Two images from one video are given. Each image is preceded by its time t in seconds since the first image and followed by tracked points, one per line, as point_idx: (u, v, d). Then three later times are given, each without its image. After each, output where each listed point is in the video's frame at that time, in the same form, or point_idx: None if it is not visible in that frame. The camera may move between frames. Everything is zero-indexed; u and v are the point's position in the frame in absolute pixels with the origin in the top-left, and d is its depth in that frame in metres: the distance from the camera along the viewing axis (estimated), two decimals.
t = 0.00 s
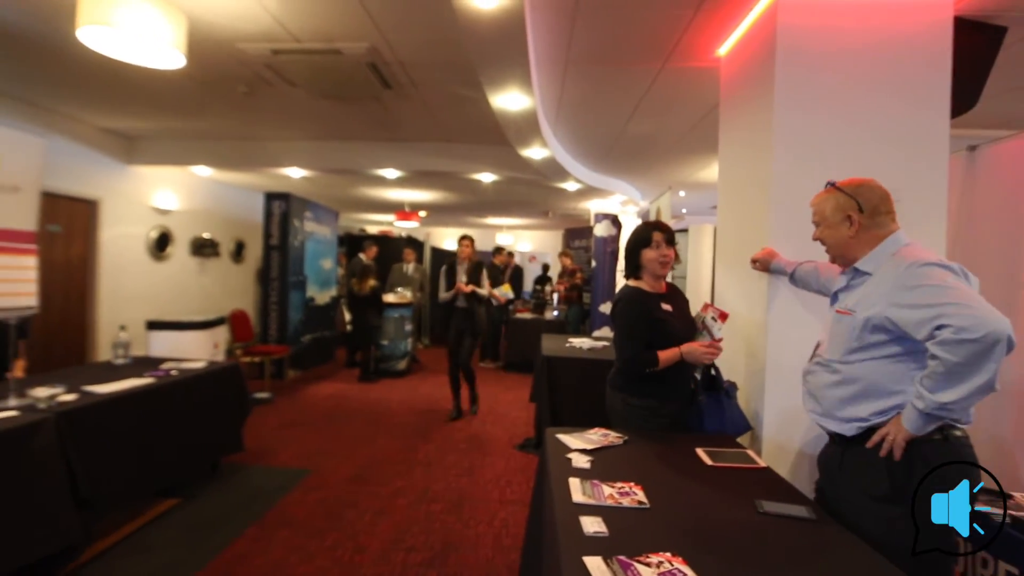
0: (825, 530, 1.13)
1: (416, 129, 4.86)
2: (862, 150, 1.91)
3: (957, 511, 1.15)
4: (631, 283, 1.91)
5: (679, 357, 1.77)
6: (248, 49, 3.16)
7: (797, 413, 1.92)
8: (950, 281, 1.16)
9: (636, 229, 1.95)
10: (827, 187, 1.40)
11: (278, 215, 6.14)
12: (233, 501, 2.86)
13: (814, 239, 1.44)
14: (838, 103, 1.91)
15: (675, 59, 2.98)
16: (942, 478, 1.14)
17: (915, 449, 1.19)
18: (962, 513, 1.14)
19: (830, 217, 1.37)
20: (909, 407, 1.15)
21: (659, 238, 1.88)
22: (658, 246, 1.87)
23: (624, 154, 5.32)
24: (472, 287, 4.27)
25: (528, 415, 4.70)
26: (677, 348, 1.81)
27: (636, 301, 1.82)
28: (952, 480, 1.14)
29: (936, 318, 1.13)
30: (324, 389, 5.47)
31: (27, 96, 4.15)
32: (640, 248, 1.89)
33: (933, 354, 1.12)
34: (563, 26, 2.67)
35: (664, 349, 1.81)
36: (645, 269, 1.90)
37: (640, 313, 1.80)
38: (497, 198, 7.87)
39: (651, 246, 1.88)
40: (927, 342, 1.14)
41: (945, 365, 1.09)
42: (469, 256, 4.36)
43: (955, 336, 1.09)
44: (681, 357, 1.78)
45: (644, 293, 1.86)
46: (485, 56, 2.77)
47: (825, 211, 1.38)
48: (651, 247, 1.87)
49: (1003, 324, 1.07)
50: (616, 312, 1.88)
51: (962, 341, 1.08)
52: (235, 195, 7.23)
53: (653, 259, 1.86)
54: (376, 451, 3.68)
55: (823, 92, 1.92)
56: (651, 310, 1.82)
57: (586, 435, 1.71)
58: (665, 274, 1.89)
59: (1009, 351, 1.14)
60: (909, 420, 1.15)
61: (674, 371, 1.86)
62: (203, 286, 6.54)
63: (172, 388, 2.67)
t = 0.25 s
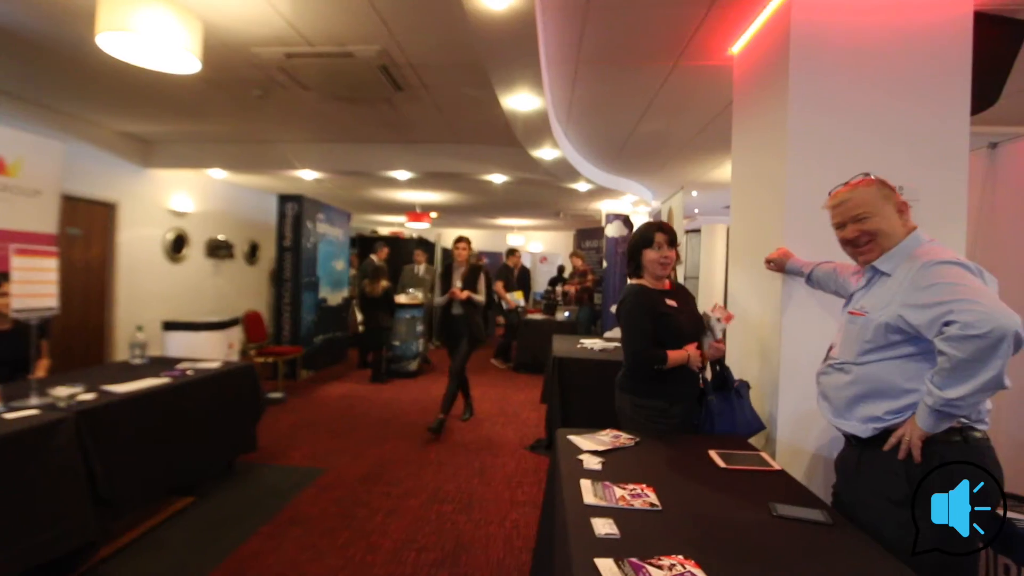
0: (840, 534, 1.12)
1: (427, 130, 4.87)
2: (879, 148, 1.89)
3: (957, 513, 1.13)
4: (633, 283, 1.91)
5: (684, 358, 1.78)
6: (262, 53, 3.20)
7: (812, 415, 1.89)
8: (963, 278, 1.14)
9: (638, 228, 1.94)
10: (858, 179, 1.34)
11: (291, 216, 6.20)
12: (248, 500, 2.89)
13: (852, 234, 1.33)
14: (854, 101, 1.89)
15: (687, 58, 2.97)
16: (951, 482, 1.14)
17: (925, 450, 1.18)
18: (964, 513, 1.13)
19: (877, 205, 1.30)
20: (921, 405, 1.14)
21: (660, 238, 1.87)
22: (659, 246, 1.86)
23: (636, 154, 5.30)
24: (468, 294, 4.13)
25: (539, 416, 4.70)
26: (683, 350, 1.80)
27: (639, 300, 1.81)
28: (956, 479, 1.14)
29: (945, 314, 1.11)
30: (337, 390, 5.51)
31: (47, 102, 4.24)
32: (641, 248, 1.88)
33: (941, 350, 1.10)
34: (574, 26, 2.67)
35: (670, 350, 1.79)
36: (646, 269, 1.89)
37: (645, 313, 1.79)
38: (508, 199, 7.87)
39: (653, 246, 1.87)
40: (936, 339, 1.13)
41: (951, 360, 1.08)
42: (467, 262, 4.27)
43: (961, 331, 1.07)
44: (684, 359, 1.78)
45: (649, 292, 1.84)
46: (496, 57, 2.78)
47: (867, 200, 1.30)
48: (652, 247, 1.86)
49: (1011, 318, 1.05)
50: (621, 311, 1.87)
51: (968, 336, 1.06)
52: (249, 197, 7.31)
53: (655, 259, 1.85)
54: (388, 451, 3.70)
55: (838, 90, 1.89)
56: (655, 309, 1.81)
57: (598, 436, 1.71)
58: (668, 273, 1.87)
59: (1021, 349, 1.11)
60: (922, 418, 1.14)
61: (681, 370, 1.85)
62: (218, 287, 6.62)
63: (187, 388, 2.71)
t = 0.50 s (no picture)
0: (852, 537, 1.11)
1: (436, 131, 4.88)
2: (892, 147, 1.87)
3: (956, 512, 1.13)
4: (637, 284, 1.90)
5: (692, 357, 1.77)
6: (272, 56, 3.23)
7: (825, 417, 1.87)
8: (995, 282, 1.13)
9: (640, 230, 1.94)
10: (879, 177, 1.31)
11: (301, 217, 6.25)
12: (258, 499, 2.91)
13: (881, 232, 1.30)
14: (866, 100, 1.87)
15: (696, 57, 2.95)
16: (950, 482, 1.14)
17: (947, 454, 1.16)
18: (964, 514, 1.12)
19: (907, 200, 1.29)
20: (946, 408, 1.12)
21: (662, 238, 1.86)
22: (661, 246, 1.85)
23: (644, 154, 5.28)
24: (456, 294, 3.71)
25: (548, 417, 4.69)
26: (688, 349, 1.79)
27: (643, 300, 1.81)
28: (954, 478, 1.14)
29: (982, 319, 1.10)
30: (346, 390, 5.55)
31: (62, 106, 4.30)
32: (643, 249, 1.88)
33: (975, 355, 1.08)
34: (583, 26, 2.67)
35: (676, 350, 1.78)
36: (649, 269, 1.88)
37: (648, 313, 1.78)
38: (516, 200, 7.87)
39: (655, 246, 1.86)
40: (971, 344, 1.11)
41: (988, 366, 1.06)
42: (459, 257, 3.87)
43: (1001, 336, 1.05)
44: (691, 359, 1.77)
45: (652, 292, 1.83)
46: (504, 58, 2.78)
47: (898, 196, 1.29)
48: (654, 248, 1.86)
49: None
50: (624, 312, 1.86)
51: (1009, 342, 1.04)
52: (260, 198, 7.37)
53: (657, 259, 1.84)
54: (397, 451, 3.71)
55: (850, 89, 1.87)
56: (659, 308, 1.81)
57: (606, 437, 1.70)
58: (671, 273, 1.87)
59: None
60: (945, 422, 1.12)
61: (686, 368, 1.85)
62: (229, 288, 6.68)
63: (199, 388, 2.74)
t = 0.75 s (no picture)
0: (869, 542, 1.09)
1: (447, 132, 4.90)
2: (911, 147, 1.83)
3: (958, 512, 1.12)
4: (649, 285, 1.89)
5: (706, 358, 1.75)
6: (287, 59, 3.26)
7: (842, 421, 1.85)
8: None
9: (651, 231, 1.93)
10: (880, 184, 1.32)
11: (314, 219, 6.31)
12: (273, 497, 2.94)
13: (872, 240, 1.35)
14: (884, 98, 1.84)
15: (710, 56, 2.93)
16: (951, 482, 1.16)
17: (982, 461, 1.13)
18: (963, 513, 1.11)
19: (902, 211, 1.28)
20: (978, 414, 1.10)
21: (673, 238, 1.84)
22: (673, 247, 1.84)
23: (657, 154, 5.26)
24: (448, 296, 3.54)
25: (560, 418, 4.68)
26: (702, 350, 1.78)
27: (655, 301, 1.80)
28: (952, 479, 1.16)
29: None
30: (359, 390, 5.58)
31: (83, 110, 4.39)
32: (655, 250, 1.87)
33: (1015, 361, 1.06)
34: (594, 26, 2.66)
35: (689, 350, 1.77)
36: (661, 270, 1.87)
37: (661, 315, 1.77)
38: (528, 201, 7.88)
39: (666, 247, 1.85)
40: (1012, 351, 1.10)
41: None
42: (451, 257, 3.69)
43: None
44: (705, 359, 1.76)
45: (664, 293, 1.83)
46: (516, 59, 2.78)
47: (892, 206, 1.29)
48: (665, 248, 1.85)
49: None
50: (636, 314, 1.85)
51: None
52: (274, 200, 7.45)
53: (668, 260, 1.83)
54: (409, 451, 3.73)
55: (868, 87, 1.85)
56: (672, 310, 1.80)
57: (619, 439, 1.69)
58: (683, 274, 1.85)
59: None
60: (974, 428, 1.11)
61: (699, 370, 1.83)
62: (244, 288, 6.76)
63: (215, 387, 2.77)
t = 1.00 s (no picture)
0: (885, 547, 1.08)
1: (459, 133, 4.90)
2: (931, 146, 1.80)
3: (958, 512, 1.12)
4: (668, 288, 1.87)
5: (721, 362, 1.74)
6: (301, 61, 3.28)
7: (859, 425, 1.82)
8: None
9: (671, 232, 1.91)
10: (876, 196, 1.34)
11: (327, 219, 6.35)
12: (285, 495, 2.97)
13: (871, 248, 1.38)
14: (903, 96, 1.81)
15: (724, 55, 2.90)
16: (952, 481, 1.15)
17: (1002, 470, 1.11)
18: (963, 513, 1.11)
19: (883, 226, 1.31)
20: (994, 418, 1.08)
21: (696, 242, 1.83)
22: (695, 250, 1.82)
23: (669, 155, 5.22)
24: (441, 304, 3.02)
25: (571, 419, 4.66)
26: (717, 352, 1.77)
27: (670, 304, 1.79)
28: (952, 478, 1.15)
29: None
30: (370, 389, 5.61)
31: (102, 112, 4.46)
32: (676, 252, 1.85)
33: None
34: (607, 26, 2.65)
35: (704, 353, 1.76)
36: (681, 273, 1.86)
37: (676, 317, 1.76)
38: (539, 201, 7.86)
39: (688, 250, 1.83)
40: None
41: None
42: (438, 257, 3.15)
43: None
44: (722, 362, 1.75)
45: (682, 296, 1.81)
46: (529, 60, 2.78)
47: (876, 220, 1.32)
48: (687, 251, 1.83)
49: None
50: (651, 315, 1.83)
51: None
52: (287, 201, 7.52)
53: (690, 263, 1.81)
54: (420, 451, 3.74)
55: (886, 85, 1.82)
56: (688, 312, 1.78)
57: (631, 441, 1.69)
58: (703, 278, 1.84)
59: None
60: (991, 432, 1.09)
61: (713, 374, 1.81)
62: (258, 288, 6.83)
63: (229, 386, 2.80)
